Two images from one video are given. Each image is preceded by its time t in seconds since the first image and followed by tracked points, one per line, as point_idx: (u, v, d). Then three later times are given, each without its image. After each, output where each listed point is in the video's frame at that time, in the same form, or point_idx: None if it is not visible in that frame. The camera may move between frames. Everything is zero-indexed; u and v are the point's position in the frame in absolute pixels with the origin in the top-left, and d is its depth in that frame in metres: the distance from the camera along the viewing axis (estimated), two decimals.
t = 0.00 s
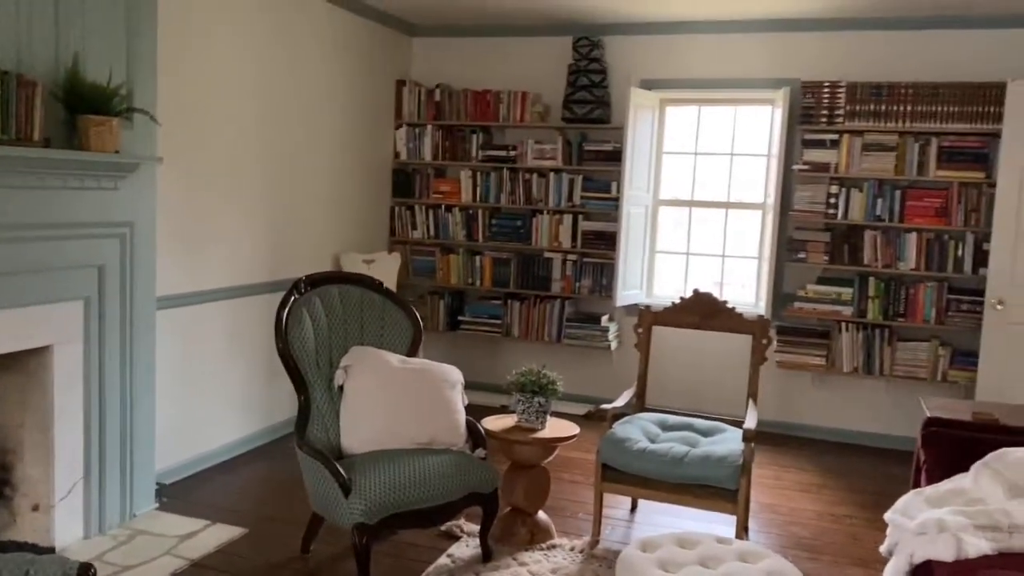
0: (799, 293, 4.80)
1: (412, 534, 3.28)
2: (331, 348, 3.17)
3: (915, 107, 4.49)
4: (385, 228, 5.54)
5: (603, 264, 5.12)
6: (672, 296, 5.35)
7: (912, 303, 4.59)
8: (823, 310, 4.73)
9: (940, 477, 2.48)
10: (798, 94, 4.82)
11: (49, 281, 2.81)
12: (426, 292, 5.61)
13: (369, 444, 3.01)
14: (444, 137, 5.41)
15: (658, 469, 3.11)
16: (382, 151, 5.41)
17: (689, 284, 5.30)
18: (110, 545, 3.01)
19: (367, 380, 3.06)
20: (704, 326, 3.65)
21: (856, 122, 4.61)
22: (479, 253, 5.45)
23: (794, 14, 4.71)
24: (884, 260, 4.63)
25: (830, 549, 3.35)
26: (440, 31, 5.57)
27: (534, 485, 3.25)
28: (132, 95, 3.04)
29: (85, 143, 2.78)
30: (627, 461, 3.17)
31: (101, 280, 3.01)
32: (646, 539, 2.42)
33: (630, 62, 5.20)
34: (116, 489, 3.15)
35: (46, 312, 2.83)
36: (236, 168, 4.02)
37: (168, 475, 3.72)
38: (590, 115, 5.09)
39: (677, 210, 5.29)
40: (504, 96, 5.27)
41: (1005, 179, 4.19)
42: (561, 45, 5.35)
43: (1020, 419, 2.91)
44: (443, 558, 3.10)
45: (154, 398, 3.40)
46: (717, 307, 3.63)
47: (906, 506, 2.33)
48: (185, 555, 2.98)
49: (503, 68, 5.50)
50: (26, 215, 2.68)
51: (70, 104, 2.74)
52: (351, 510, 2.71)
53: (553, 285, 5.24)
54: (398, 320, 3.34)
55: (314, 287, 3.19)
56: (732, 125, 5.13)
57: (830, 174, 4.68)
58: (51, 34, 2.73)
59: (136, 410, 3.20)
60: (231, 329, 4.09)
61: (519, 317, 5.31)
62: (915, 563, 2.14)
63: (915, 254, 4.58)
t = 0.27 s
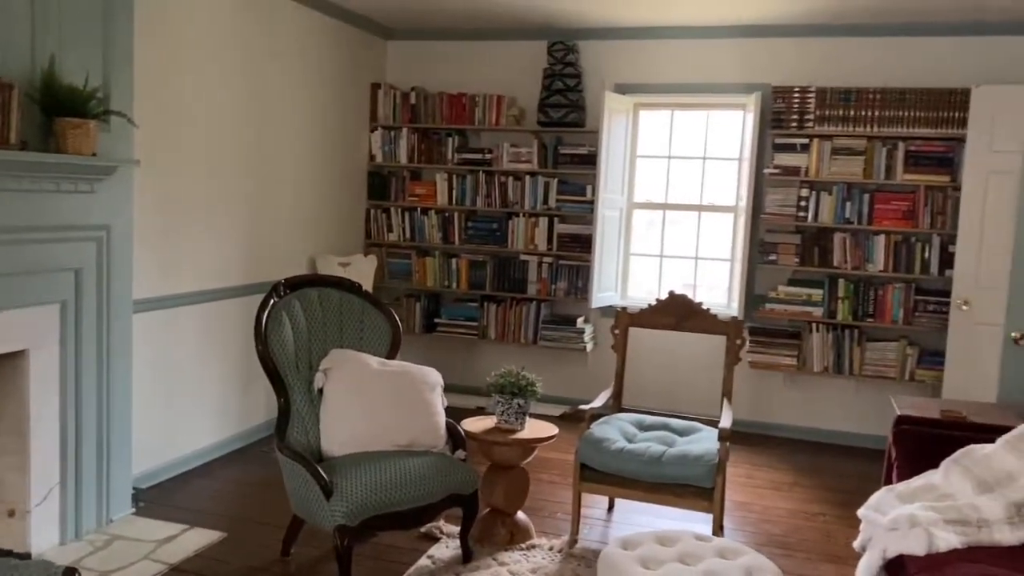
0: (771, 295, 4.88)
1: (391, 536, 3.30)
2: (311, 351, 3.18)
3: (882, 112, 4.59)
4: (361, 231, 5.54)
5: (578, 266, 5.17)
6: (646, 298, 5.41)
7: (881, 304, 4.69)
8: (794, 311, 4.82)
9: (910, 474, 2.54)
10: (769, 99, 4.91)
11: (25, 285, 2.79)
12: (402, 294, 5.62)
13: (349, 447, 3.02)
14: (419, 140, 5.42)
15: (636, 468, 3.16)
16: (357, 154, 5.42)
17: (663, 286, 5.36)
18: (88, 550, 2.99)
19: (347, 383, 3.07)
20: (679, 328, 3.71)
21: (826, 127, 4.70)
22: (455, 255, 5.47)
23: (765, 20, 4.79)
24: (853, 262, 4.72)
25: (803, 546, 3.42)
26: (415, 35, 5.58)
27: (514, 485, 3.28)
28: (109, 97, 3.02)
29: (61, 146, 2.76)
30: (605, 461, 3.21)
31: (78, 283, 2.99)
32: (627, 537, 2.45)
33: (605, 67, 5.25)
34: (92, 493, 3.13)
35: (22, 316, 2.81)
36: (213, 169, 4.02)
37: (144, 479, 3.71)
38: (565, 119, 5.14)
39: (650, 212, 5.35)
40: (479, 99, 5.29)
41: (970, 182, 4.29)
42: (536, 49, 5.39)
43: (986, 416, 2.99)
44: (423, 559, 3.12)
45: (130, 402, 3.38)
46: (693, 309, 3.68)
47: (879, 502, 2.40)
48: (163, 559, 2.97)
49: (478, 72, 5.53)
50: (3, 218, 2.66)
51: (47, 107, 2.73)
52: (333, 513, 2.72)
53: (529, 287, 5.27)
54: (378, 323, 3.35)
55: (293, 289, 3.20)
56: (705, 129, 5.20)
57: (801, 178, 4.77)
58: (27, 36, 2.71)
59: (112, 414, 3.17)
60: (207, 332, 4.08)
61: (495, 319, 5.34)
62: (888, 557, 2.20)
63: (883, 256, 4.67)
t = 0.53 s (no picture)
0: (746, 295, 4.93)
1: (371, 538, 3.29)
2: (289, 353, 3.16)
3: (855, 115, 4.66)
4: (337, 232, 5.51)
5: (556, 267, 5.19)
6: (622, 299, 5.44)
7: (853, 304, 4.75)
8: (769, 311, 4.87)
9: (885, 473, 2.58)
10: (744, 101, 4.96)
11: None
12: (379, 295, 5.60)
13: (329, 449, 3.01)
14: (396, 140, 5.41)
15: (615, 468, 3.18)
16: (333, 154, 5.39)
17: (640, 287, 5.40)
18: (62, 556, 2.95)
19: (326, 385, 3.06)
20: (657, 328, 3.73)
21: (799, 130, 4.76)
22: (432, 257, 5.46)
23: (739, 23, 4.84)
24: (826, 263, 4.78)
25: (780, 544, 3.46)
26: (391, 35, 5.57)
27: (494, 486, 3.28)
28: (83, 98, 2.99)
29: (35, 147, 2.73)
30: (585, 461, 3.22)
31: (52, 286, 2.95)
32: (609, 537, 2.47)
33: (581, 69, 5.27)
34: (66, 498, 3.09)
35: None
36: (188, 169, 3.99)
37: (118, 484, 3.67)
38: (542, 121, 5.16)
39: (626, 214, 5.39)
40: (456, 101, 5.29)
41: (940, 184, 4.37)
42: (513, 50, 5.40)
43: (959, 414, 3.05)
44: (404, 561, 3.12)
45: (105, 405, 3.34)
46: (671, 309, 3.70)
47: (856, 500, 2.44)
48: (140, 565, 2.93)
49: (455, 73, 5.52)
50: None
51: (21, 107, 2.69)
52: (313, 516, 2.70)
53: (507, 288, 5.28)
54: (357, 324, 3.34)
55: (271, 291, 3.18)
56: (680, 131, 5.24)
57: (775, 180, 4.83)
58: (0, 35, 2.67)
59: (87, 418, 3.13)
60: (182, 334, 4.04)
61: (473, 320, 5.34)
62: (865, 553, 2.26)
63: (855, 257, 4.74)
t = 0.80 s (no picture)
0: (723, 296, 4.96)
1: (350, 543, 3.26)
2: (267, 357, 3.13)
3: (829, 117, 4.70)
4: (313, 234, 5.47)
5: (534, 269, 5.19)
6: (600, 300, 5.46)
7: (828, 304, 4.80)
8: (745, 312, 4.90)
9: (863, 473, 2.61)
10: (720, 103, 4.98)
11: None
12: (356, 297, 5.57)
13: (307, 454, 2.98)
14: (372, 141, 5.38)
15: (595, 470, 3.18)
16: (309, 155, 5.36)
17: (617, 288, 5.41)
18: (35, 565, 2.90)
19: (305, 389, 3.03)
20: (636, 330, 3.74)
21: (775, 132, 4.80)
22: (409, 258, 5.44)
23: (716, 26, 4.87)
24: (801, 264, 4.83)
25: (758, 544, 3.49)
26: (368, 36, 5.54)
27: (474, 490, 3.27)
28: (56, 98, 2.94)
29: (6, 148, 2.70)
30: (565, 463, 3.22)
31: (24, 289, 2.90)
32: (590, 539, 2.47)
33: (559, 70, 5.28)
34: (39, 506, 3.04)
35: None
36: (163, 171, 3.94)
37: (92, 490, 3.61)
38: (519, 122, 5.16)
39: (604, 215, 5.40)
40: (433, 102, 5.27)
41: (913, 185, 4.42)
42: (490, 51, 5.39)
43: (934, 414, 3.09)
44: (384, 565, 3.10)
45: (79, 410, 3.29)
46: (650, 310, 3.71)
47: (834, 500, 2.46)
48: (115, 572, 2.89)
49: (432, 74, 5.51)
50: None
51: None
52: (293, 521, 2.68)
53: (485, 290, 5.27)
54: (335, 328, 3.31)
55: (248, 294, 3.15)
56: (657, 132, 5.26)
57: (751, 182, 4.86)
58: None
59: (60, 424, 3.08)
60: (157, 338, 3.99)
61: (451, 322, 5.33)
62: (844, 553, 2.28)
63: (830, 258, 4.79)
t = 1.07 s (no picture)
0: (703, 296, 4.98)
1: (332, 546, 3.24)
2: (247, 359, 3.09)
3: (808, 118, 4.74)
4: (292, 234, 5.43)
5: (514, 269, 5.19)
6: (581, 300, 5.46)
7: (807, 304, 4.84)
8: (725, 311, 4.93)
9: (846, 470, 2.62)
10: (699, 104, 5.00)
11: None
12: (335, 298, 5.53)
13: (289, 457, 2.96)
14: (352, 141, 5.35)
15: (578, 470, 3.18)
16: (287, 155, 5.31)
17: (598, 288, 5.42)
18: (11, 571, 2.86)
19: (286, 391, 3.01)
20: (618, 330, 3.75)
21: (754, 132, 4.83)
22: (389, 259, 5.42)
23: (695, 27, 4.89)
24: (780, 264, 4.86)
25: (740, 542, 3.50)
26: (347, 35, 5.51)
27: (457, 491, 3.26)
28: (31, 97, 2.89)
29: None
30: (548, 464, 3.22)
31: None
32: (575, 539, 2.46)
33: (539, 70, 5.28)
34: (15, 512, 2.99)
35: None
36: (140, 170, 3.89)
37: (68, 494, 3.56)
38: (500, 122, 5.15)
39: (584, 215, 5.40)
40: (413, 101, 5.25)
41: (890, 186, 4.47)
42: (470, 50, 5.38)
43: (913, 412, 3.12)
44: (367, 568, 3.08)
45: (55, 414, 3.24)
46: (632, 310, 3.72)
47: (817, 498, 2.48)
48: None
49: (412, 73, 5.48)
50: None
51: None
52: (275, 524, 2.65)
53: (465, 290, 5.26)
54: (316, 329, 3.29)
55: (228, 296, 3.11)
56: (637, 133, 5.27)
57: (730, 182, 4.88)
58: None
59: (36, 428, 3.03)
60: (134, 339, 3.94)
61: (431, 322, 5.31)
62: (827, 551, 2.28)
63: (808, 258, 4.83)
